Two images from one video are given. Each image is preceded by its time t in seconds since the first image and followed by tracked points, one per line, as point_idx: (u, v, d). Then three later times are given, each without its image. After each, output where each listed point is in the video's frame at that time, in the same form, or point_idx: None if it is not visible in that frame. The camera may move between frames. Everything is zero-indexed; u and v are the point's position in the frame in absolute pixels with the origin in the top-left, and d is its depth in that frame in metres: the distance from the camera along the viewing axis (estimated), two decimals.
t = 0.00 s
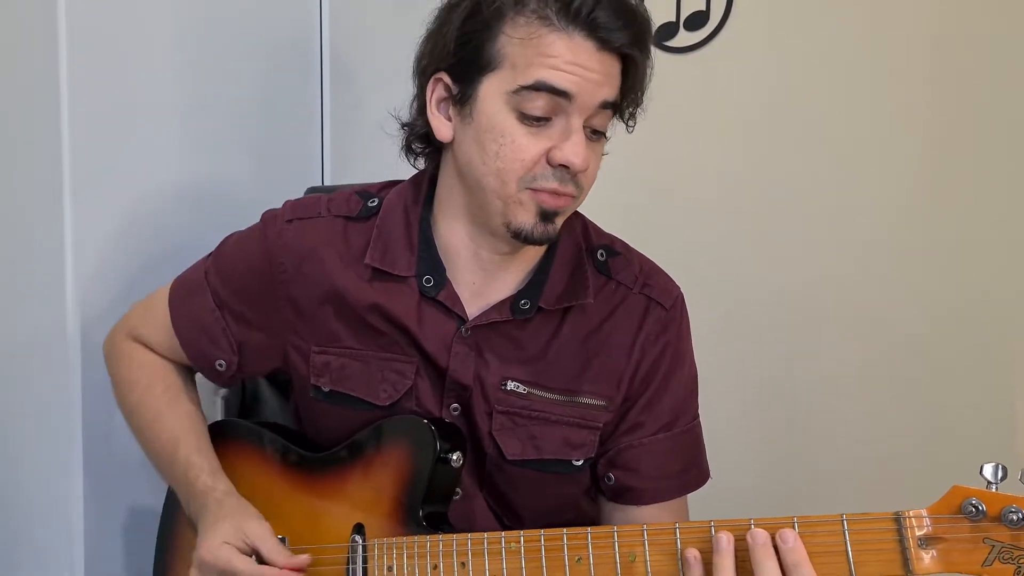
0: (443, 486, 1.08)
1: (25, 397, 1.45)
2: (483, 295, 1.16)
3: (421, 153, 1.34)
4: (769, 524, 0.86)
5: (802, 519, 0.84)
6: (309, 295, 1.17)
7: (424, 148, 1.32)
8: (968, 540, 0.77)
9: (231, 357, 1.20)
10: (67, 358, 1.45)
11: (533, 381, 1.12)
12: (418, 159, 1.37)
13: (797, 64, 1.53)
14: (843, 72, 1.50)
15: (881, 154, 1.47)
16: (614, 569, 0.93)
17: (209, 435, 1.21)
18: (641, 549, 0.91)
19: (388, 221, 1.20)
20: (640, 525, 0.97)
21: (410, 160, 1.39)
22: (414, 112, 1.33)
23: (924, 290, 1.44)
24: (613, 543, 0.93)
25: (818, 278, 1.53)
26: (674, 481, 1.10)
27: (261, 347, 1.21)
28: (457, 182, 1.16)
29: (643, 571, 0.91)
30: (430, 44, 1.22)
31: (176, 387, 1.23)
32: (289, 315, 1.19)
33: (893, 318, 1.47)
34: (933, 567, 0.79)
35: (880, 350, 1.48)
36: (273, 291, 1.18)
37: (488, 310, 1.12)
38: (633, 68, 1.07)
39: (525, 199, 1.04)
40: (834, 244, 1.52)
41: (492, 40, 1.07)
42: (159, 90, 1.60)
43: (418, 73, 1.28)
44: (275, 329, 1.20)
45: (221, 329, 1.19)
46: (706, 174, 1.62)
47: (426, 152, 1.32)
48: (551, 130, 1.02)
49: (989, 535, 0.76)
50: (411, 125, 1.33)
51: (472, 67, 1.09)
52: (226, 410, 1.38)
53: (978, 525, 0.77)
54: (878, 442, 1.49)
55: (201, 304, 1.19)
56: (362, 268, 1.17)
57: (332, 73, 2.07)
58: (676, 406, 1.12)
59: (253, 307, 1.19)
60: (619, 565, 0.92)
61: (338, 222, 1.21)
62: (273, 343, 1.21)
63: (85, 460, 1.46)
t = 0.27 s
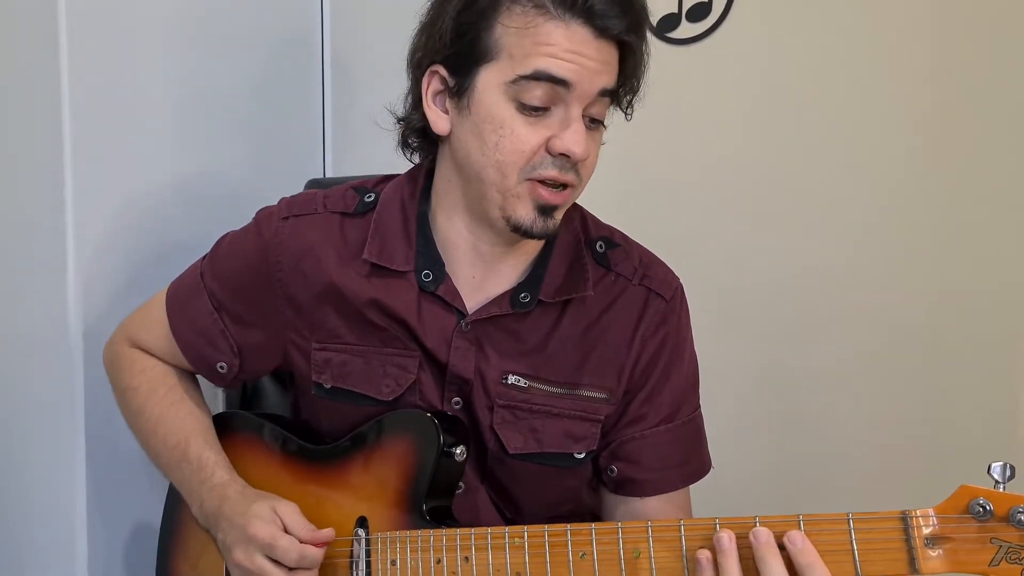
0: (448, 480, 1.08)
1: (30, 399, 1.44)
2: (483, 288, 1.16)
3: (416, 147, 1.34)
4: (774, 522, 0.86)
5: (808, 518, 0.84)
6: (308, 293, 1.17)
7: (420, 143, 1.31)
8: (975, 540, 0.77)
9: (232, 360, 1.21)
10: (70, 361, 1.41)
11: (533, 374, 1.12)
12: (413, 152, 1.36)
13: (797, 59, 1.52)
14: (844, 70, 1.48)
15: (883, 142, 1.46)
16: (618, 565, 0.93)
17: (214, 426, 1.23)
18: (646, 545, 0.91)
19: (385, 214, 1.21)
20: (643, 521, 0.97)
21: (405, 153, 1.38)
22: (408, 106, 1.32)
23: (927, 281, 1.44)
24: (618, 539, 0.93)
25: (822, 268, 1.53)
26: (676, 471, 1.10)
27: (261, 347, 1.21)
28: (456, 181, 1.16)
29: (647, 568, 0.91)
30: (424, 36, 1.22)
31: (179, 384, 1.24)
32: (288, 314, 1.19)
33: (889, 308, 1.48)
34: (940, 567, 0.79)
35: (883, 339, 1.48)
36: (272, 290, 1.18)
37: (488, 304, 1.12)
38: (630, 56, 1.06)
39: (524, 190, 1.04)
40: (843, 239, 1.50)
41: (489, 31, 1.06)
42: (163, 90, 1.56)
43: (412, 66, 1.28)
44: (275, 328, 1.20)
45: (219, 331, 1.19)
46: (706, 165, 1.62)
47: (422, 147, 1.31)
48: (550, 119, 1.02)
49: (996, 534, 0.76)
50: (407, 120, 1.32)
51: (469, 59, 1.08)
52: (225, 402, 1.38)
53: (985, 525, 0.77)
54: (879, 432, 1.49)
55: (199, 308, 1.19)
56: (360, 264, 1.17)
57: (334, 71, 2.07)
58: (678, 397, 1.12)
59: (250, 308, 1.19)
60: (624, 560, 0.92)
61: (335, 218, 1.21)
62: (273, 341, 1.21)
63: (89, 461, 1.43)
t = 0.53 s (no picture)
0: (449, 472, 1.08)
1: (30, 394, 1.42)
2: (485, 281, 1.16)
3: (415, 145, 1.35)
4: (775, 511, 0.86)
5: (808, 509, 0.84)
6: (309, 287, 1.17)
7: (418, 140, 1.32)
8: (975, 530, 0.77)
9: (234, 355, 1.21)
10: (74, 360, 1.41)
11: (534, 367, 1.12)
12: (412, 151, 1.37)
13: (797, 60, 1.50)
14: (844, 70, 1.46)
15: (882, 144, 1.44)
16: (620, 557, 0.93)
17: (218, 420, 1.23)
18: (647, 537, 0.92)
19: (385, 208, 1.21)
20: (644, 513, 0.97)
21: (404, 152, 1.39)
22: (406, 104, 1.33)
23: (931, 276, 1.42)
24: (619, 530, 0.93)
25: (827, 264, 1.51)
26: (681, 464, 1.10)
27: (263, 342, 1.21)
28: (455, 176, 1.16)
29: (649, 560, 0.92)
30: (414, 35, 1.22)
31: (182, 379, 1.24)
32: (290, 309, 1.19)
33: (887, 306, 1.45)
34: (940, 557, 0.79)
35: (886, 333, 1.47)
36: (273, 284, 1.18)
37: (488, 298, 1.12)
38: (619, 32, 1.05)
39: (524, 174, 1.03)
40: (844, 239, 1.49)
41: (476, 20, 1.06)
42: (163, 90, 1.55)
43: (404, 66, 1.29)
44: (277, 323, 1.20)
45: (221, 326, 1.19)
46: (709, 159, 1.61)
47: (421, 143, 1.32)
48: (543, 101, 1.01)
49: (997, 525, 0.77)
50: (405, 117, 1.33)
51: (459, 50, 1.08)
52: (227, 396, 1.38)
53: (985, 515, 0.77)
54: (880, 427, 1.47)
55: (201, 303, 1.20)
56: (361, 257, 1.17)
57: (336, 70, 2.09)
58: (681, 390, 1.11)
59: (252, 303, 1.19)
60: (625, 552, 0.93)
61: (336, 211, 1.21)
62: (274, 336, 1.21)
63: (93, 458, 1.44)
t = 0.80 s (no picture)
0: (454, 467, 1.08)
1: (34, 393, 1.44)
2: (489, 272, 1.16)
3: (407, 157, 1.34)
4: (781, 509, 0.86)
5: (813, 507, 0.84)
6: (314, 283, 1.17)
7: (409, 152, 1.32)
8: (982, 530, 0.77)
9: (242, 352, 1.21)
10: (74, 360, 1.41)
11: (537, 359, 1.12)
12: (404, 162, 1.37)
13: (798, 59, 1.49)
14: (845, 70, 1.45)
15: (884, 142, 1.42)
16: (623, 553, 0.93)
17: (226, 413, 1.24)
18: (650, 533, 0.92)
19: (385, 202, 1.21)
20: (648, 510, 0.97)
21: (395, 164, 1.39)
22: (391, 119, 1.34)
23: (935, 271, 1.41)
24: (623, 526, 0.93)
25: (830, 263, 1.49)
26: (686, 456, 1.09)
27: (268, 338, 1.21)
28: (452, 172, 1.16)
29: (653, 557, 0.92)
30: (383, 52, 1.24)
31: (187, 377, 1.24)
32: (295, 305, 1.19)
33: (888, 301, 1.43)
34: (946, 556, 0.79)
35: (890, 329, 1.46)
36: (275, 279, 1.19)
37: (491, 288, 1.13)
38: None
39: (511, 142, 1.03)
40: (844, 239, 1.47)
41: (422, 18, 1.10)
42: (164, 88, 1.55)
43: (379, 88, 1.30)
44: (281, 318, 1.20)
45: (227, 324, 1.20)
46: (712, 154, 1.61)
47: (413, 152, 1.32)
48: (507, 69, 1.04)
49: (1003, 525, 0.76)
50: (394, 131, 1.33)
51: (416, 50, 1.12)
52: (232, 391, 1.39)
53: (992, 515, 0.77)
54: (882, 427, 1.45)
55: (206, 302, 1.20)
56: (362, 252, 1.17)
57: (337, 64, 2.08)
58: (685, 380, 1.11)
59: (257, 300, 1.20)
60: (629, 548, 0.93)
61: (338, 205, 1.21)
62: (279, 332, 1.21)
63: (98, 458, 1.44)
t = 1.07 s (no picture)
0: (451, 466, 1.08)
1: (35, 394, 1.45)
2: (488, 271, 1.16)
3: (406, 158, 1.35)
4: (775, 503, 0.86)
5: (808, 501, 0.85)
6: (308, 285, 1.17)
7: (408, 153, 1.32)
8: (975, 523, 0.77)
9: (239, 353, 1.22)
10: (76, 359, 1.41)
11: (535, 359, 1.12)
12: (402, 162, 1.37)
13: (799, 57, 1.49)
14: (844, 70, 1.45)
15: (882, 142, 1.42)
16: (620, 549, 0.93)
17: (224, 414, 1.24)
18: (647, 529, 0.92)
19: (381, 204, 1.21)
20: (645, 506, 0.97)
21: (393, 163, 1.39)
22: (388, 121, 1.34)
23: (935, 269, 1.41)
24: (619, 523, 0.93)
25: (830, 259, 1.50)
26: (683, 454, 1.09)
27: (266, 339, 1.22)
28: (451, 174, 1.16)
29: (649, 553, 0.92)
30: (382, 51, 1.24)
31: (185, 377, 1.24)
32: (290, 307, 1.19)
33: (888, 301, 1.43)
34: (940, 549, 0.79)
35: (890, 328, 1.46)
36: (271, 281, 1.19)
37: (488, 289, 1.13)
38: None
39: (515, 149, 1.04)
40: (843, 239, 1.47)
41: (426, 20, 1.10)
42: (165, 87, 1.55)
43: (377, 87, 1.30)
44: (278, 319, 1.21)
45: (224, 326, 1.20)
46: (711, 154, 1.61)
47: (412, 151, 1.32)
48: (513, 75, 1.04)
49: (997, 517, 0.76)
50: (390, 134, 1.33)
51: (419, 54, 1.12)
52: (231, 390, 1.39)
53: (986, 508, 0.77)
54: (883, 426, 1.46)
55: (204, 304, 1.21)
56: (358, 253, 1.17)
57: (338, 62, 2.07)
58: (682, 378, 1.11)
59: (252, 302, 1.20)
60: (625, 544, 0.93)
61: (334, 206, 1.21)
62: (276, 334, 1.21)
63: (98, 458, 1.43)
